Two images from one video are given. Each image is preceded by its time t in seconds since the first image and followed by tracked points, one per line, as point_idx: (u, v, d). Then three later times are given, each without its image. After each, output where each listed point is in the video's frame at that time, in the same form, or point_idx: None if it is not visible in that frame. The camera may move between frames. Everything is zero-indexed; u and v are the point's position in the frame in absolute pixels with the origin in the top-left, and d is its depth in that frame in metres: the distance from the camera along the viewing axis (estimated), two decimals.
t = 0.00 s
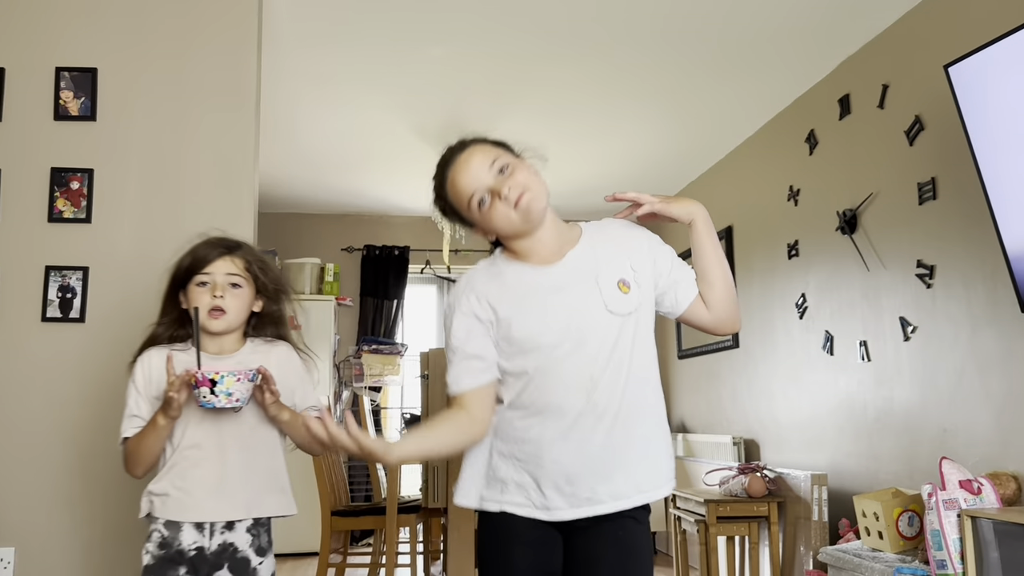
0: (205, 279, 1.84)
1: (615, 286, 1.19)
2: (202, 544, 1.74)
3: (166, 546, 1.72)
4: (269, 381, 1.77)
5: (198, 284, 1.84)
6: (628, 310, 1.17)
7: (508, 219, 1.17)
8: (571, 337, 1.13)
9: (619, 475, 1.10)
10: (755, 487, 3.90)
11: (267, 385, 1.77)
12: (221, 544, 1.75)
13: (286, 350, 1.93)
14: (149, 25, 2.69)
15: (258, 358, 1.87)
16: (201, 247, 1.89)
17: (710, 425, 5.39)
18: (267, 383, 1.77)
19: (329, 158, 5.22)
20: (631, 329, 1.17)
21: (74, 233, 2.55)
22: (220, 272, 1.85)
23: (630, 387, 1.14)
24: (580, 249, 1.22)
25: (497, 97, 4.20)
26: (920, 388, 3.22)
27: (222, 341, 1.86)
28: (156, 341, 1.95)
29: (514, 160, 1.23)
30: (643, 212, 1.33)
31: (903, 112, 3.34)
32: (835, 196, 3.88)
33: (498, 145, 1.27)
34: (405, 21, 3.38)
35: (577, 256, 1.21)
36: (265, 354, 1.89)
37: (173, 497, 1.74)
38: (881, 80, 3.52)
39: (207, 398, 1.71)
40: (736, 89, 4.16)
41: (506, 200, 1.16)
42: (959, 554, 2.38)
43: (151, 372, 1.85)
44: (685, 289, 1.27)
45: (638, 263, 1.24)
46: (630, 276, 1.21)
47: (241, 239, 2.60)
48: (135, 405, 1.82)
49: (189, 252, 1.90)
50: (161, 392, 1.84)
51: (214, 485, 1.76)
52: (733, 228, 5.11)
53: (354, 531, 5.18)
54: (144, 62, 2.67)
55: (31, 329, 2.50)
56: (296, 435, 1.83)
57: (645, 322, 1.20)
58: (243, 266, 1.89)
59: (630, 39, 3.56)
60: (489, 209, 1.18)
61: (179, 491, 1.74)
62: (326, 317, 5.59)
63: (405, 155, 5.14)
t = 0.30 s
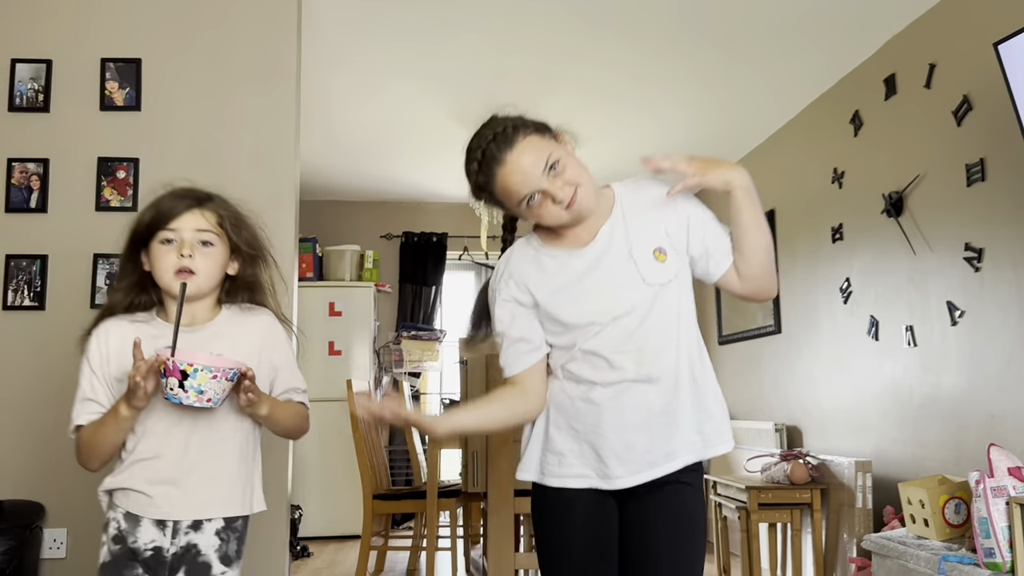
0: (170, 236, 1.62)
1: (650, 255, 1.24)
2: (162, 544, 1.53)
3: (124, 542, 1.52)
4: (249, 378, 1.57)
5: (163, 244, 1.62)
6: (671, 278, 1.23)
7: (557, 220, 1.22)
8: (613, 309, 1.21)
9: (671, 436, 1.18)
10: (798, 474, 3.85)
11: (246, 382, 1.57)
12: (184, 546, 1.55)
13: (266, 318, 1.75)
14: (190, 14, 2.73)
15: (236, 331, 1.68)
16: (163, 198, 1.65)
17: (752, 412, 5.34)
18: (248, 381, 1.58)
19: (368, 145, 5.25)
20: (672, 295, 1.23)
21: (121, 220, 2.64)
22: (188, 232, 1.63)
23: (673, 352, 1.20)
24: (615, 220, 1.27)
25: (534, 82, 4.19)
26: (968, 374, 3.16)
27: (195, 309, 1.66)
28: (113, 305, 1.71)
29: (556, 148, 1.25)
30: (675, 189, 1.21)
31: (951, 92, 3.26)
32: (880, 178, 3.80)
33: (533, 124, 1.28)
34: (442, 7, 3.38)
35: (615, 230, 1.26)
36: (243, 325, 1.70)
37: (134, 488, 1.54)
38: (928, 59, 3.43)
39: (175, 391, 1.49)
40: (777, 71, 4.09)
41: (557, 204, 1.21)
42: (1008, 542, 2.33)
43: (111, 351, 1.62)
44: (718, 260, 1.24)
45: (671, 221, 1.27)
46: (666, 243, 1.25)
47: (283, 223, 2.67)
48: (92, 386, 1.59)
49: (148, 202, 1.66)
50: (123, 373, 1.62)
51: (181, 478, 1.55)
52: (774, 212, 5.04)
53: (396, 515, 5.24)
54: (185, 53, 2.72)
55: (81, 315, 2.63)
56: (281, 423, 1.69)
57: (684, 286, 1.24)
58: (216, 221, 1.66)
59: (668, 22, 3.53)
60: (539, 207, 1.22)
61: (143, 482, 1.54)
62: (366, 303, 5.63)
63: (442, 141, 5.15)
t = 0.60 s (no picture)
0: (212, 193, 1.33)
1: (738, 232, 1.24)
2: (195, 551, 1.22)
3: (154, 555, 1.22)
4: (302, 371, 1.25)
5: (203, 201, 1.32)
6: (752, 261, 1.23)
7: (656, 141, 1.26)
8: (691, 279, 1.22)
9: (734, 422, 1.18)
10: (879, 453, 3.78)
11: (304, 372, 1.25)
12: (222, 551, 1.22)
13: (320, 287, 1.40)
14: None
15: (282, 302, 1.33)
16: (207, 150, 1.39)
17: (830, 390, 5.22)
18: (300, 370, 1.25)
19: (439, 125, 5.29)
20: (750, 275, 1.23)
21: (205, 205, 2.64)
22: (234, 186, 1.33)
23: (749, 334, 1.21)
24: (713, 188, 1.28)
25: (606, 56, 4.14)
26: None
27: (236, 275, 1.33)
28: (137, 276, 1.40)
29: (721, 101, 1.28)
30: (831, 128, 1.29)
31: None
32: (964, 148, 3.68)
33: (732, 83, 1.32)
34: None
35: (709, 200, 1.27)
36: (294, 291, 1.36)
37: (161, 487, 1.24)
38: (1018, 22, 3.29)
39: (228, 387, 1.19)
40: (857, 39, 3.96)
41: (668, 121, 1.25)
42: None
43: (130, 311, 1.30)
44: (810, 260, 1.26)
45: (767, 207, 1.27)
46: (754, 223, 1.26)
47: (358, 207, 2.63)
48: (110, 354, 1.29)
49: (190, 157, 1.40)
50: (148, 343, 1.29)
51: (213, 471, 1.23)
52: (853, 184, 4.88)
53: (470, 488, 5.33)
54: (265, 35, 2.68)
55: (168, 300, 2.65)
56: (328, 409, 1.35)
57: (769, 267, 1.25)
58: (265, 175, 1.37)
59: None
60: (653, 112, 1.27)
61: (171, 479, 1.23)
62: (436, 282, 5.71)
63: (512, 120, 5.15)
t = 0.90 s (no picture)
0: (238, 137, 1.20)
1: (807, 251, 1.19)
2: (235, 543, 1.10)
3: (184, 549, 1.10)
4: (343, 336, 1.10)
5: (228, 144, 1.20)
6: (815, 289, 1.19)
7: (773, 144, 1.18)
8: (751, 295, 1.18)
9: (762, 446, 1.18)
10: (944, 439, 3.74)
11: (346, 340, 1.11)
12: (265, 541, 1.12)
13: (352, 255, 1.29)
14: None
15: (319, 268, 1.23)
16: (233, 86, 1.26)
17: (893, 373, 5.11)
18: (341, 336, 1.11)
19: (493, 110, 5.28)
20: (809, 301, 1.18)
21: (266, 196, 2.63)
22: (263, 133, 1.21)
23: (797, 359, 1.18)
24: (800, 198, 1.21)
25: (662, 37, 4.08)
26: None
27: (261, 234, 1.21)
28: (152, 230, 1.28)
29: (860, 134, 1.18)
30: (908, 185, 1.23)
31: None
32: None
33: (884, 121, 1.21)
34: None
35: (791, 208, 1.20)
36: (324, 257, 1.25)
37: (187, 476, 1.10)
38: None
39: (261, 352, 1.02)
40: (923, 13, 3.84)
41: (794, 129, 1.16)
42: None
43: (144, 281, 1.15)
44: (864, 299, 1.23)
45: (844, 234, 1.22)
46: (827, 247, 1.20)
47: (413, 196, 2.60)
48: (116, 329, 1.13)
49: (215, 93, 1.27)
50: (169, 315, 1.16)
51: (251, 459, 1.11)
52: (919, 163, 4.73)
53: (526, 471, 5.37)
54: (324, 22, 2.65)
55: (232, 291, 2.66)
56: (372, 391, 1.23)
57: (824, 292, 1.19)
58: (298, 120, 1.26)
59: None
60: (788, 113, 1.17)
61: (203, 468, 1.10)
62: (490, 267, 5.74)
63: (565, 103, 5.15)
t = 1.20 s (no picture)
0: (241, 97, 1.07)
1: (851, 253, 1.28)
2: (250, 548, 0.98)
3: (190, 558, 0.96)
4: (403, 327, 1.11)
5: (226, 104, 1.07)
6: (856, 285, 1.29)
7: (797, 145, 1.24)
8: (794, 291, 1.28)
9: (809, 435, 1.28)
10: (1002, 426, 3.61)
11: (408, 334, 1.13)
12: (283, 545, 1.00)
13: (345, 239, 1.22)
14: None
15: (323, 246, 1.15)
16: (235, 39, 1.12)
17: (950, 360, 4.98)
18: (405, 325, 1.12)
19: (538, 96, 5.25)
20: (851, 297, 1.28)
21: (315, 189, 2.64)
22: (267, 95, 1.08)
23: (839, 353, 1.29)
24: (842, 200, 1.30)
25: (708, 18, 4.00)
26: None
27: (261, 207, 1.09)
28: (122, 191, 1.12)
29: (885, 130, 1.22)
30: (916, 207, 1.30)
31: None
32: None
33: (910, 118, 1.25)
34: None
35: (831, 212, 1.29)
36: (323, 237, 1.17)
37: (194, 477, 0.96)
38: None
39: (327, 341, 0.96)
40: None
41: (815, 132, 1.22)
42: None
43: (143, 247, 1.00)
44: (902, 294, 1.32)
45: (890, 236, 1.31)
46: (870, 248, 1.29)
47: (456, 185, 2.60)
48: (107, 300, 0.95)
49: (211, 44, 1.13)
50: (167, 291, 1.00)
51: (270, 454, 0.99)
52: (977, 143, 4.57)
53: (573, 459, 5.37)
54: (372, 14, 2.64)
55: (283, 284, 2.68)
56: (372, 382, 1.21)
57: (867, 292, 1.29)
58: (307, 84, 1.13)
59: None
60: (809, 115, 1.23)
61: (213, 465, 0.97)
62: (537, 255, 5.72)
63: (612, 88, 5.10)
